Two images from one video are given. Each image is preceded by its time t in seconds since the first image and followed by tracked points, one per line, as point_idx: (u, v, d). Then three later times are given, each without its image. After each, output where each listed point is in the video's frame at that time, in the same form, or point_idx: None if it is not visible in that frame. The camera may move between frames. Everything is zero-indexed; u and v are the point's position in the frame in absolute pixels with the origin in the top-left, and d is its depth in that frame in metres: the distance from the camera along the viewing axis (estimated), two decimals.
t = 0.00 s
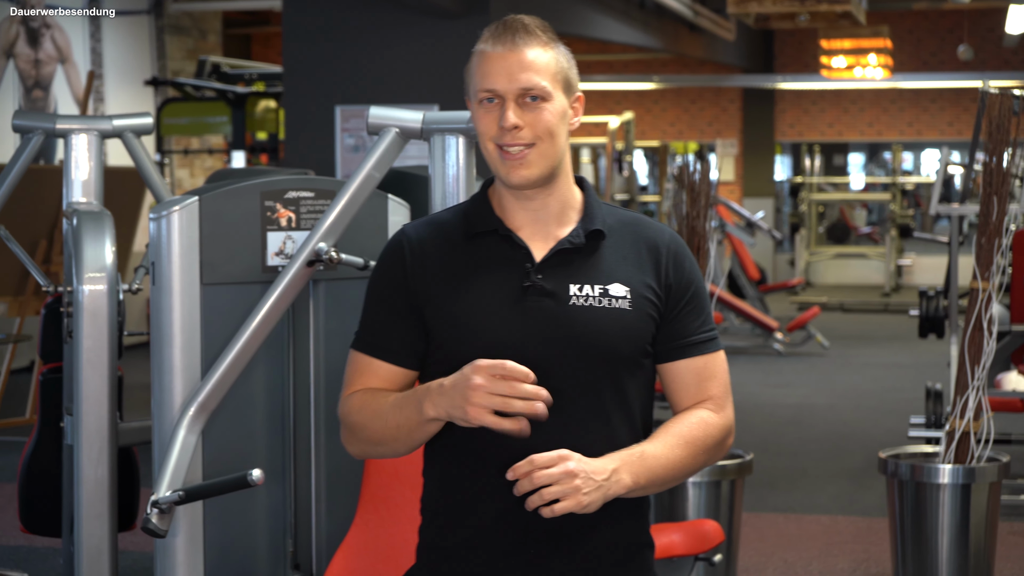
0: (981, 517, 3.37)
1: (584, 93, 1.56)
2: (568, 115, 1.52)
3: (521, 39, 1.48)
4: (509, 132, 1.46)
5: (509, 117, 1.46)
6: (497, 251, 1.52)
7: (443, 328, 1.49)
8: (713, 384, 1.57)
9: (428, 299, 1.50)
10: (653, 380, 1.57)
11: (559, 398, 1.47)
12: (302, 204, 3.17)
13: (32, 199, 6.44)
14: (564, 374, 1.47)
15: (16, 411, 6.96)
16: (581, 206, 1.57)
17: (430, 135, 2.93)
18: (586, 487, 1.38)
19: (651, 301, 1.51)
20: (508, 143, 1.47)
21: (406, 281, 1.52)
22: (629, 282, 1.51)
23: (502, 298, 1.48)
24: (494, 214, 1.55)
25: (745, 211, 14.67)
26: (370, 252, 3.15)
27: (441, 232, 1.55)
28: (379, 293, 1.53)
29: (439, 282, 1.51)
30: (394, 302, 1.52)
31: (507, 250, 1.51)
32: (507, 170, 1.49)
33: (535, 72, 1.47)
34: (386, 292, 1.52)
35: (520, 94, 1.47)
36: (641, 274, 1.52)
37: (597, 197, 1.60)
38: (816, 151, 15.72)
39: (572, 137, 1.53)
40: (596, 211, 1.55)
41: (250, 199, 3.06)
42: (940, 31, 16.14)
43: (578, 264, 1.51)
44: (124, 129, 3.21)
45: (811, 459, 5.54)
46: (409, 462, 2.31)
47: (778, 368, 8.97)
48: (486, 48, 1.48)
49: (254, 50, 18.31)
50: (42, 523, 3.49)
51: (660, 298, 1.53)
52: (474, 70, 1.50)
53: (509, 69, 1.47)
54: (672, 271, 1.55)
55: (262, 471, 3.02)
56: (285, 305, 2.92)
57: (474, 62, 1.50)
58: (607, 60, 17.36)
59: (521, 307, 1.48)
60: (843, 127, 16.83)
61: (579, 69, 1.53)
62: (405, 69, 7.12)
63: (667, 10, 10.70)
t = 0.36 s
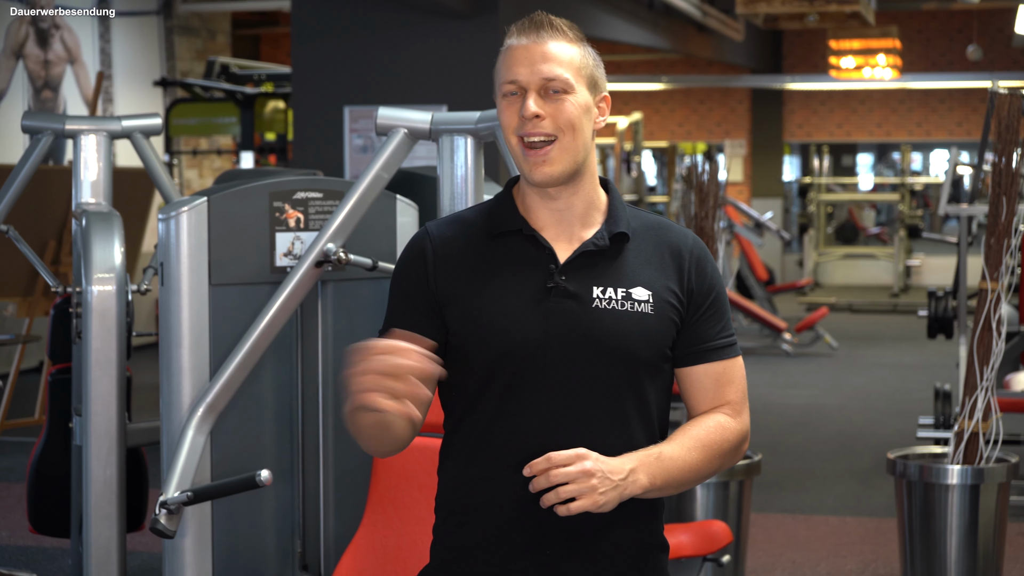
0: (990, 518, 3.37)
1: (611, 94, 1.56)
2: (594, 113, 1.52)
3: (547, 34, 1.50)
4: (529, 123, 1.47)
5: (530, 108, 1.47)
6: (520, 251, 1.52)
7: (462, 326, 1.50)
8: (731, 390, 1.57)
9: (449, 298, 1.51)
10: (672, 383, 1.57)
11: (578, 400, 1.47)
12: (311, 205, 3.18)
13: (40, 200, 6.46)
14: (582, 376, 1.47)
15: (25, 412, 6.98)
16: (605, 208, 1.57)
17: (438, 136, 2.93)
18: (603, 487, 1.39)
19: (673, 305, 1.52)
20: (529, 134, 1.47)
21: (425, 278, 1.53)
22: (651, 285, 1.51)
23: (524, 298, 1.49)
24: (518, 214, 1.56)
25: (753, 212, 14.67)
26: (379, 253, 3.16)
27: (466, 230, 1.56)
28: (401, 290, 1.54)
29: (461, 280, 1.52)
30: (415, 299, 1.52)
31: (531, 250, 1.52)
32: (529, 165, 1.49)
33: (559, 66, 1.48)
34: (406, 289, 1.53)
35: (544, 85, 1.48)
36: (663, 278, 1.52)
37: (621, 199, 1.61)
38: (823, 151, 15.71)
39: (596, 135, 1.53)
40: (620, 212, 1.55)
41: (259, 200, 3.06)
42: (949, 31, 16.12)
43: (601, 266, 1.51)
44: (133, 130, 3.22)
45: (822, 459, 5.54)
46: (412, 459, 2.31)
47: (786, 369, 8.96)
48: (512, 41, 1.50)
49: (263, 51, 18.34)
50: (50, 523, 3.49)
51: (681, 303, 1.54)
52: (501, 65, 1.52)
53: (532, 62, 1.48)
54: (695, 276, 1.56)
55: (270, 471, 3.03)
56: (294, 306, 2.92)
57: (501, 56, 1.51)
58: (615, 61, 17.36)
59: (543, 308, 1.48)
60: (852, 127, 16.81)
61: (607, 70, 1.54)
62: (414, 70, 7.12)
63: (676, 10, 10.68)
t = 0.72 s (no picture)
0: (989, 524, 3.37)
1: (610, 101, 1.56)
2: (593, 122, 1.52)
3: (545, 44, 1.49)
4: (527, 137, 1.47)
5: (529, 121, 1.47)
6: (518, 258, 1.53)
7: (461, 333, 1.50)
8: (731, 395, 1.57)
9: (448, 305, 1.52)
10: (672, 388, 1.57)
11: (578, 406, 1.47)
12: (310, 211, 3.17)
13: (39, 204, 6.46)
14: (582, 382, 1.47)
15: (25, 417, 6.99)
16: (604, 214, 1.57)
17: (437, 142, 2.93)
18: (605, 493, 1.38)
19: (672, 311, 1.52)
20: (527, 146, 1.47)
21: (425, 287, 1.54)
22: (650, 291, 1.51)
23: (523, 304, 1.49)
24: (517, 221, 1.56)
25: (753, 218, 14.67)
26: (379, 258, 3.16)
27: (464, 238, 1.57)
28: (401, 300, 1.55)
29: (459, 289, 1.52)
30: (414, 308, 1.54)
31: (529, 257, 1.52)
32: (527, 176, 1.49)
33: (556, 77, 1.48)
34: (406, 299, 1.54)
35: (543, 98, 1.48)
36: (663, 284, 1.52)
37: (621, 206, 1.61)
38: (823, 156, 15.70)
39: (595, 143, 1.53)
40: (619, 219, 1.56)
41: (259, 205, 3.06)
42: (949, 37, 16.13)
43: (600, 273, 1.51)
44: (133, 136, 3.22)
45: (822, 466, 5.54)
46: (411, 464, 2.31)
47: (786, 374, 8.96)
48: (511, 53, 1.50)
49: (262, 57, 18.34)
50: (50, 529, 3.49)
51: (681, 308, 1.53)
52: (499, 76, 1.52)
53: (531, 74, 1.48)
54: (694, 281, 1.55)
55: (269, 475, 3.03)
56: (294, 311, 2.92)
57: (499, 67, 1.51)
58: (614, 67, 17.36)
59: (542, 314, 1.48)
60: (852, 132, 16.80)
61: (606, 78, 1.54)
62: (413, 74, 7.12)
63: (676, 15, 10.68)
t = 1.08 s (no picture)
0: (982, 528, 3.37)
1: (593, 105, 1.56)
2: (575, 128, 1.52)
3: (528, 51, 1.49)
4: (511, 149, 1.47)
5: (512, 132, 1.47)
6: (502, 263, 1.53)
7: (446, 337, 1.51)
8: (718, 396, 1.56)
9: (433, 310, 1.52)
10: (658, 391, 1.57)
11: (563, 410, 1.47)
12: (304, 214, 3.17)
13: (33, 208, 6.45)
14: (566, 385, 1.47)
15: (18, 422, 6.97)
16: (587, 217, 1.57)
17: (431, 145, 2.87)
18: (584, 495, 1.38)
19: (657, 313, 1.52)
20: (511, 157, 1.47)
21: (410, 292, 1.54)
22: (634, 293, 1.51)
23: (507, 309, 1.49)
24: (501, 226, 1.56)
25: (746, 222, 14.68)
26: (371, 261, 3.15)
27: (448, 243, 1.57)
28: (386, 307, 1.56)
29: (444, 294, 1.52)
30: (399, 314, 1.54)
31: (512, 261, 1.53)
32: (512, 187, 1.50)
33: (539, 87, 1.48)
34: (392, 305, 1.55)
35: (526, 109, 1.48)
36: (647, 286, 1.52)
37: (606, 209, 1.61)
38: (817, 160, 15.71)
39: (579, 150, 1.53)
40: (602, 221, 1.56)
41: (251, 209, 3.06)
42: (941, 41, 16.15)
43: (582, 276, 1.51)
44: (126, 140, 3.21)
45: (815, 470, 5.55)
46: (405, 469, 2.32)
47: (779, 377, 8.97)
48: (493, 61, 1.49)
49: (255, 61, 18.31)
50: (43, 533, 3.49)
51: (665, 310, 1.53)
52: (481, 85, 1.51)
53: (514, 84, 1.48)
54: (679, 283, 1.55)
55: (262, 478, 3.02)
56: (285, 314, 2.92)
57: (482, 75, 1.51)
58: (608, 70, 17.36)
59: (524, 318, 1.49)
60: (845, 136, 16.81)
61: (588, 81, 1.54)
62: (408, 77, 7.12)
63: (670, 19, 10.68)
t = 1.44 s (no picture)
0: (972, 529, 3.38)
1: (578, 107, 1.56)
2: (561, 130, 1.53)
3: (513, 53, 1.49)
4: (497, 152, 1.48)
5: (499, 135, 1.47)
6: (488, 266, 1.53)
7: (434, 341, 1.51)
8: (704, 397, 1.57)
9: (420, 313, 1.52)
10: (645, 392, 1.57)
11: (549, 411, 1.48)
12: (294, 216, 3.16)
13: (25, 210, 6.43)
14: (552, 387, 1.47)
15: (10, 424, 6.96)
16: (573, 219, 1.58)
17: (422, 147, 2.86)
18: (572, 495, 1.38)
19: (644, 315, 1.52)
20: (497, 160, 1.48)
21: (397, 295, 1.54)
22: (620, 295, 1.51)
23: (494, 311, 1.49)
24: (487, 228, 1.56)
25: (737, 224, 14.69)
26: (362, 262, 3.15)
27: (434, 247, 1.57)
28: (372, 308, 1.55)
29: (430, 297, 1.52)
30: (386, 316, 1.54)
31: (499, 264, 1.53)
32: (497, 189, 1.50)
33: (525, 90, 1.48)
34: (379, 308, 1.54)
35: (512, 112, 1.48)
36: (634, 287, 1.53)
37: (592, 210, 1.61)
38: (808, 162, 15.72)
39: (564, 152, 1.53)
40: (589, 223, 1.56)
41: (242, 212, 3.06)
42: (932, 44, 16.17)
43: (569, 278, 1.52)
44: (116, 142, 3.21)
45: (803, 471, 5.55)
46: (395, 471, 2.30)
47: (770, 379, 8.97)
48: (478, 65, 1.49)
49: (246, 62, 18.30)
50: (34, 535, 3.49)
51: (651, 312, 1.53)
52: (467, 87, 1.51)
53: (501, 88, 1.48)
54: (665, 285, 1.55)
55: (253, 481, 3.02)
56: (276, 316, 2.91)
57: (466, 78, 1.51)
58: (599, 73, 17.36)
59: (512, 321, 1.49)
60: (835, 138, 16.84)
61: (572, 83, 1.54)
62: (400, 78, 7.12)
63: (661, 21, 10.68)
